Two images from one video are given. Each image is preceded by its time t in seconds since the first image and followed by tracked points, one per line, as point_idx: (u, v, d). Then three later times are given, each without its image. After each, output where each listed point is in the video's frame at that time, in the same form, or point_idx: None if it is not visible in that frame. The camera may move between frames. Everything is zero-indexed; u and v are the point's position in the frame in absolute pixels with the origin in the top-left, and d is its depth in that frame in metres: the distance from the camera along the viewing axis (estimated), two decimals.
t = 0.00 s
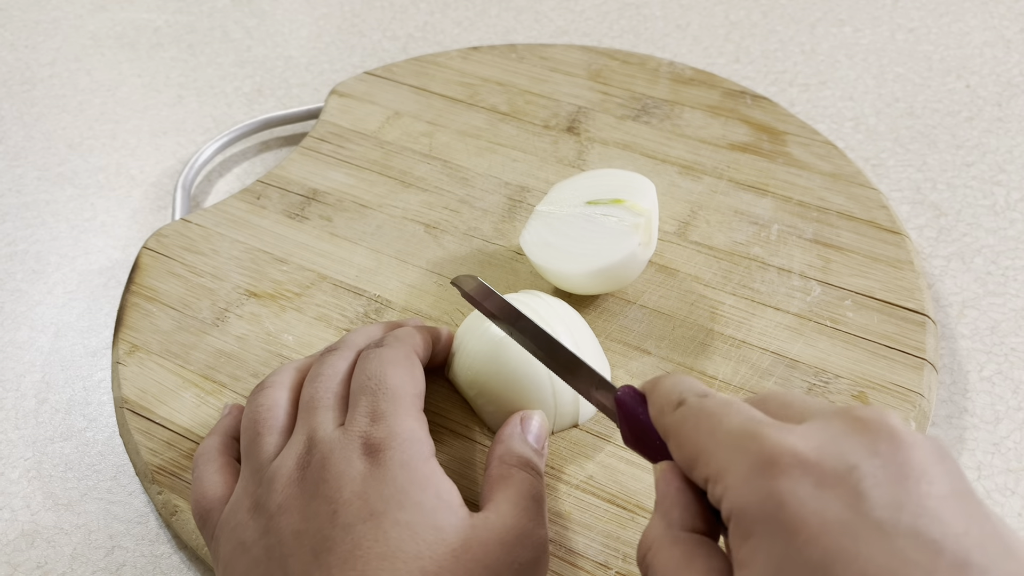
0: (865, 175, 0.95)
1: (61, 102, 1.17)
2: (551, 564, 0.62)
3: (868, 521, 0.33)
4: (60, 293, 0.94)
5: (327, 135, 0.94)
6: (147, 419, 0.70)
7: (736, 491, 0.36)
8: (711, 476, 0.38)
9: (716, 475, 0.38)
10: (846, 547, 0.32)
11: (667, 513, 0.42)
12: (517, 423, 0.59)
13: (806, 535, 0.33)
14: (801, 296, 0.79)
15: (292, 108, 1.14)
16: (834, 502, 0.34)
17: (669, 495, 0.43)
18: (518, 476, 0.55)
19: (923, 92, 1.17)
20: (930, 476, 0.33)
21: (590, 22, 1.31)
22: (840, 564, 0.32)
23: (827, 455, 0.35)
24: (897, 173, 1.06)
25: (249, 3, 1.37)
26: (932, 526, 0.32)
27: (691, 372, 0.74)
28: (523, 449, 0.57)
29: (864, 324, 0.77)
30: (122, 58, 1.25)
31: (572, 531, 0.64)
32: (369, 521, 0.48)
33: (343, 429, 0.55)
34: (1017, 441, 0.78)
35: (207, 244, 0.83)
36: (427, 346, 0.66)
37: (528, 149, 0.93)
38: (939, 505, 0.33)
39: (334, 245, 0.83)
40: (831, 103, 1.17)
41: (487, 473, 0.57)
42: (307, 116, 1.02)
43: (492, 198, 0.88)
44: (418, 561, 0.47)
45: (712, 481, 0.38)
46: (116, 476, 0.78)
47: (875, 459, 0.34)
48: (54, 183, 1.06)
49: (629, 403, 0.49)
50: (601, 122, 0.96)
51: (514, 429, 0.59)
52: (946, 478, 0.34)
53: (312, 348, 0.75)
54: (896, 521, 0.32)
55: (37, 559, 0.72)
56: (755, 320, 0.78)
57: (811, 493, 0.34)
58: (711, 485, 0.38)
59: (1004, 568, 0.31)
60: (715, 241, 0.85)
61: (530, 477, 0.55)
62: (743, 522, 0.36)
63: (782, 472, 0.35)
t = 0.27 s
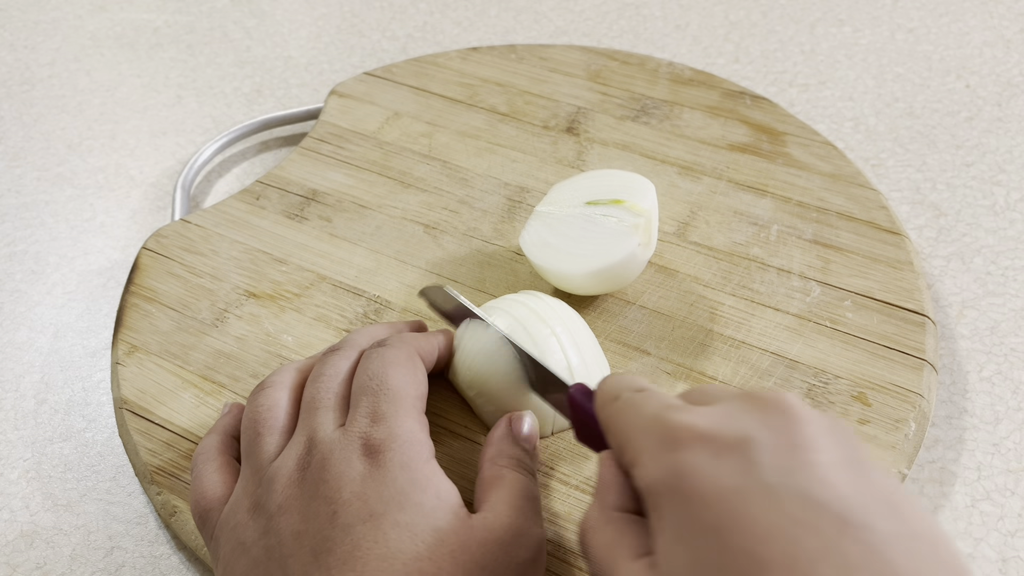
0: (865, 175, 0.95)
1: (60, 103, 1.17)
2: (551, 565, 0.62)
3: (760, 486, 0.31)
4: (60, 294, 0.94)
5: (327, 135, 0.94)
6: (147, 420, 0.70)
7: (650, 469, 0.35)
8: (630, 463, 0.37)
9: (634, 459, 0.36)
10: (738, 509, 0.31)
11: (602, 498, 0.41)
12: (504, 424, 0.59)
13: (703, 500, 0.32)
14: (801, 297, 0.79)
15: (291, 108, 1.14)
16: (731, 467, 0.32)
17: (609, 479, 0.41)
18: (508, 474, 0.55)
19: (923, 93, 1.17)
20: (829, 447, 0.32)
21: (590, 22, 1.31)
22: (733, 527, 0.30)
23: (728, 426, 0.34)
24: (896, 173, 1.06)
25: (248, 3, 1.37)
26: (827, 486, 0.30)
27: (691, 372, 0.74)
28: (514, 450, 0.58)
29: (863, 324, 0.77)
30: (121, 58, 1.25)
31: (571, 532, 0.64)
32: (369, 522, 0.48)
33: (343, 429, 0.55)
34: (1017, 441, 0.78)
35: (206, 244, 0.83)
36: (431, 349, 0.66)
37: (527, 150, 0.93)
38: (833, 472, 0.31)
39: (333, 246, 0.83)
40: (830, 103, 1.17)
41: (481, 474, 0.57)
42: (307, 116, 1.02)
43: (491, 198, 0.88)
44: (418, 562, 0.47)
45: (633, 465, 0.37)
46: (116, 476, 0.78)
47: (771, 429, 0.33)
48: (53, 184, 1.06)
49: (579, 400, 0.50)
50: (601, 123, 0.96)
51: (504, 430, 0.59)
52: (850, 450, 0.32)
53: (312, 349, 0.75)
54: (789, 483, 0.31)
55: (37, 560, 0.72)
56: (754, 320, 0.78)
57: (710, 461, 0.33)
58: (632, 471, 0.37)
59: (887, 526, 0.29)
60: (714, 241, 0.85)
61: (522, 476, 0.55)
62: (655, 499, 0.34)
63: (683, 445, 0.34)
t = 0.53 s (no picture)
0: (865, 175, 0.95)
1: (61, 102, 1.17)
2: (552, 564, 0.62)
3: (722, 508, 0.36)
4: (61, 293, 0.94)
5: (328, 135, 0.94)
6: (148, 419, 0.70)
7: (636, 493, 0.40)
8: (621, 489, 0.42)
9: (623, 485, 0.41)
10: (713, 525, 0.35)
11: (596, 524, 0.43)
12: (502, 421, 0.60)
13: (684, 519, 0.37)
14: (801, 296, 0.80)
15: (291, 108, 1.14)
16: (710, 486, 0.37)
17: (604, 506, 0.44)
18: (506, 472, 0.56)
19: (923, 93, 1.18)
20: (795, 465, 0.37)
21: (590, 22, 1.31)
22: (711, 540, 0.35)
23: (706, 450, 0.39)
24: (897, 173, 1.06)
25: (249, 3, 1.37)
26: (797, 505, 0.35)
27: (691, 372, 0.74)
28: (509, 448, 0.58)
29: (864, 324, 0.77)
30: (122, 59, 1.25)
31: (572, 531, 0.64)
32: (370, 518, 0.48)
33: (341, 426, 0.55)
34: (1017, 441, 0.78)
35: (207, 244, 0.83)
36: (432, 351, 0.66)
37: (527, 150, 0.93)
38: (806, 487, 0.36)
39: (334, 246, 0.83)
40: (831, 103, 1.17)
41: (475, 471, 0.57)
42: (308, 116, 1.02)
43: (492, 198, 0.88)
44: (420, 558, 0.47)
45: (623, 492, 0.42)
46: (117, 476, 0.78)
47: (745, 448, 0.39)
48: (54, 183, 1.06)
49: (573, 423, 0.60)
50: (601, 123, 0.96)
51: (501, 427, 0.60)
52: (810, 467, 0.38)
53: (312, 348, 0.75)
54: (763, 501, 0.36)
55: (37, 559, 0.72)
56: (754, 320, 0.78)
57: (692, 482, 0.38)
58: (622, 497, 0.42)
59: (860, 538, 0.34)
60: (715, 241, 0.85)
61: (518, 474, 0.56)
62: (639, 520, 0.39)
63: (666, 469, 0.39)
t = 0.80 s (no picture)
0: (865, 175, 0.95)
1: (61, 102, 1.17)
2: (552, 565, 0.62)
3: None
4: (60, 294, 0.94)
5: (328, 135, 0.94)
6: (147, 420, 0.70)
7: None
8: None
9: None
10: None
11: None
12: (496, 422, 0.60)
13: None
14: (801, 297, 0.80)
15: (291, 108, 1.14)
16: None
17: None
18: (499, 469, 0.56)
19: (923, 93, 1.18)
20: None
21: (590, 22, 1.31)
22: None
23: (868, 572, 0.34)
24: (896, 173, 1.06)
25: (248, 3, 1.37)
26: None
27: (691, 372, 0.74)
28: (503, 447, 0.59)
29: (863, 324, 0.77)
30: (122, 59, 1.25)
31: (572, 532, 0.64)
32: (361, 519, 0.48)
33: (334, 428, 0.55)
34: (1017, 441, 0.78)
35: (206, 244, 0.83)
36: (428, 356, 0.66)
37: (527, 150, 0.93)
38: None
39: (334, 246, 0.83)
40: (830, 103, 1.17)
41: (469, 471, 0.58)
42: (307, 116, 1.03)
43: (492, 198, 0.88)
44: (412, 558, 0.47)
45: None
46: (116, 476, 0.78)
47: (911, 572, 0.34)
48: (54, 184, 1.06)
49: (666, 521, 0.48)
50: (601, 123, 0.96)
51: (494, 427, 0.60)
52: None
53: (312, 348, 0.75)
54: None
55: (37, 559, 0.72)
56: (754, 320, 0.78)
57: None
58: None
59: None
60: (714, 241, 0.85)
61: (512, 473, 0.56)
62: None
63: None
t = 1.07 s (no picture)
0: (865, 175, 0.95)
1: (61, 102, 1.17)
2: (552, 565, 0.62)
3: None
4: (60, 293, 0.94)
5: (327, 135, 0.94)
6: (147, 419, 0.70)
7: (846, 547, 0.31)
8: None
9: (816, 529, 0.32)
10: None
11: None
12: (497, 424, 0.61)
13: None
14: (801, 296, 0.80)
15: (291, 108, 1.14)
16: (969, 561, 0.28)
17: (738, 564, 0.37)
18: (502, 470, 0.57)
19: (923, 93, 1.18)
20: None
21: (590, 22, 1.31)
22: None
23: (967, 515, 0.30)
24: (896, 173, 1.06)
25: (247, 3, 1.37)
26: None
27: (691, 372, 0.74)
28: (505, 447, 0.59)
29: (863, 324, 0.77)
30: (121, 59, 1.25)
31: (571, 531, 0.64)
32: (358, 521, 0.48)
33: (332, 430, 0.55)
34: (1016, 441, 0.79)
35: (206, 244, 0.83)
36: (427, 359, 0.66)
37: (527, 150, 0.93)
38: None
39: (334, 246, 0.83)
40: (830, 103, 1.17)
41: (472, 473, 0.58)
42: (307, 116, 1.02)
43: (491, 198, 0.88)
44: (409, 561, 0.47)
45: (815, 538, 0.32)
46: (116, 476, 0.78)
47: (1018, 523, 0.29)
48: (54, 184, 1.06)
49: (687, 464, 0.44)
50: (601, 122, 0.96)
51: (495, 429, 0.61)
52: None
53: (312, 348, 0.75)
54: None
55: (37, 559, 0.72)
56: (754, 320, 0.78)
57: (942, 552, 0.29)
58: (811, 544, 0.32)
59: None
60: (714, 241, 0.85)
61: (514, 473, 0.57)
62: None
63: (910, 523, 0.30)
